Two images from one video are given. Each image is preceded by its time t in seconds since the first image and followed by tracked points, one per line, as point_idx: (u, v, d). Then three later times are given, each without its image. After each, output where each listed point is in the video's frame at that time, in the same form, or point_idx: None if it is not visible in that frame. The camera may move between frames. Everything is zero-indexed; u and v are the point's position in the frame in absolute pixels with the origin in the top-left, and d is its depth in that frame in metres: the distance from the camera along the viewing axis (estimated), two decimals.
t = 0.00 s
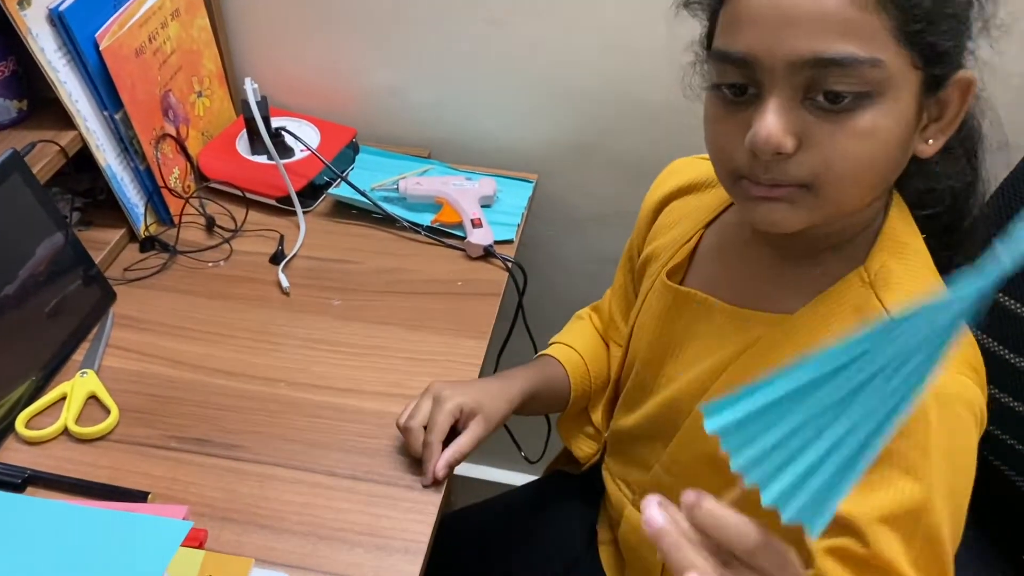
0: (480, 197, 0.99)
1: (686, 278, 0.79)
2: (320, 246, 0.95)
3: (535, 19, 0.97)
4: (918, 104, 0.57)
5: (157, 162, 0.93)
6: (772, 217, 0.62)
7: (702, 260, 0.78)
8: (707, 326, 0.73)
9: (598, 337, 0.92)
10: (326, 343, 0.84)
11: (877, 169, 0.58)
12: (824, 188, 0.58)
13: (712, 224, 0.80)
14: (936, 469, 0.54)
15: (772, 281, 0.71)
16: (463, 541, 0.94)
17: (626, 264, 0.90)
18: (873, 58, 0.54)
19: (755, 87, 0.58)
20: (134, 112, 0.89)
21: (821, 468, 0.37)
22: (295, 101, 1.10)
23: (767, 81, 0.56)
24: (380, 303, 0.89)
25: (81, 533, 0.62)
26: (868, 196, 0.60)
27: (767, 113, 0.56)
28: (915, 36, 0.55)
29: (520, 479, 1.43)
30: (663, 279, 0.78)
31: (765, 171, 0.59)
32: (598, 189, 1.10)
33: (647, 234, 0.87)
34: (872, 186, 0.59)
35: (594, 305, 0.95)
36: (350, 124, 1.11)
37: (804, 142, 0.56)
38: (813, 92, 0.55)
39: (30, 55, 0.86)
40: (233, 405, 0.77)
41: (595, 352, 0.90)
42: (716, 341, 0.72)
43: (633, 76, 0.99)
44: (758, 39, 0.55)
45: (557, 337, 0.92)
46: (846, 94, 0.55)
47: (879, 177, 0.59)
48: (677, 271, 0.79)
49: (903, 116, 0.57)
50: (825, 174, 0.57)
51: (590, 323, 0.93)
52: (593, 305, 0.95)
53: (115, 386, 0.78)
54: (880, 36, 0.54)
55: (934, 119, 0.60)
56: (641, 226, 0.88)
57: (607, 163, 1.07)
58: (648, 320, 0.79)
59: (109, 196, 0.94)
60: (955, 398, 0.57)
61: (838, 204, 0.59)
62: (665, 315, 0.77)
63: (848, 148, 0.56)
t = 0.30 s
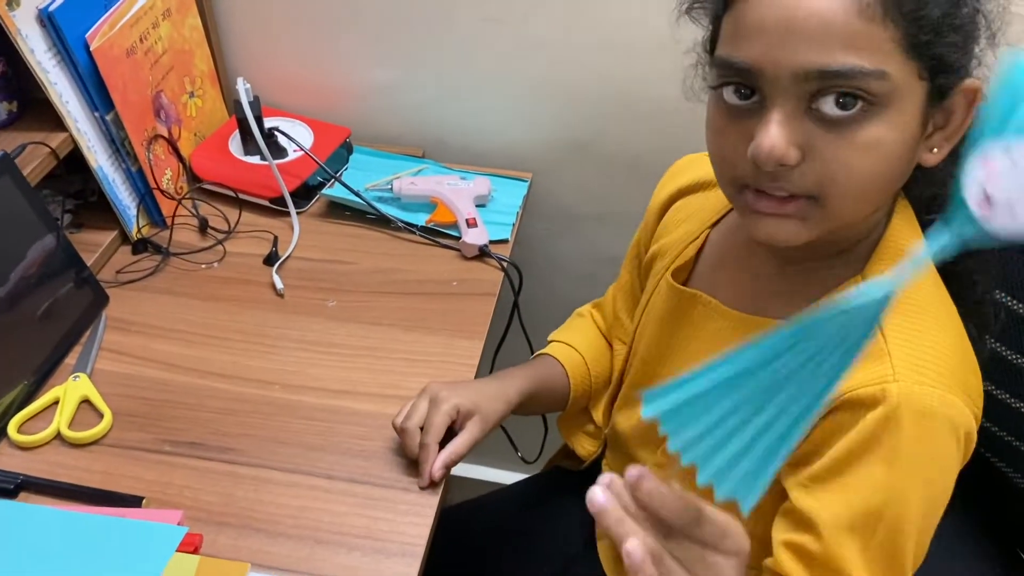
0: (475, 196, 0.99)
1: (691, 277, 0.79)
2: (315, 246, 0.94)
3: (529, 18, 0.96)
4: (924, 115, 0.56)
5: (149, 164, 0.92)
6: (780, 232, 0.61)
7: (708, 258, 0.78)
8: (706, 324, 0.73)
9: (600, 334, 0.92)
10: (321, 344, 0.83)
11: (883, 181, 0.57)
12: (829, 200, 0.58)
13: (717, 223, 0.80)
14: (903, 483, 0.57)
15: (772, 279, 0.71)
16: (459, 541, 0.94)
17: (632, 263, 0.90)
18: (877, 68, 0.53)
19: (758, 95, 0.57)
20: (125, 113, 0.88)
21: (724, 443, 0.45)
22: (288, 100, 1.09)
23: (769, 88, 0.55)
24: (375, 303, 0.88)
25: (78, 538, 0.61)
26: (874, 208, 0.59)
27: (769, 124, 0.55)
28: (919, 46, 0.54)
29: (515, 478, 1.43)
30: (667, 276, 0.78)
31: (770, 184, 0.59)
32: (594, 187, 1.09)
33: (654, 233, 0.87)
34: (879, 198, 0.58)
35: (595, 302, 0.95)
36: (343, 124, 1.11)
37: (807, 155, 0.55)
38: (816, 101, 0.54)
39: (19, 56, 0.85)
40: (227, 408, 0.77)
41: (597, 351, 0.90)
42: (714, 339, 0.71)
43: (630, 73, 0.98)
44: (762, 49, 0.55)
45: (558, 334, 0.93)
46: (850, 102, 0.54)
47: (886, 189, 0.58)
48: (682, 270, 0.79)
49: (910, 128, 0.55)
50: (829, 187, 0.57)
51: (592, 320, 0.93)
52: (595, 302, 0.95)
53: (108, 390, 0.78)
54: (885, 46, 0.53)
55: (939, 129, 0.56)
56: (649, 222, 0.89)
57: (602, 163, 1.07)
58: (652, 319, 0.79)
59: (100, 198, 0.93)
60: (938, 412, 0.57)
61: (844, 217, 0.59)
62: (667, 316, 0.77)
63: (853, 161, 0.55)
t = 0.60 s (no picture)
0: (458, 220, 1.00)
1: (676, 313, 0.81)
2: (300, 270, 0.96)
3: (508, 45, 0.99)
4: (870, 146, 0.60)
5: (136, 190, 0.93)
6: (737, 260, 0.63)
7: (691, 294, 0.80)
8: (694, 357, 0.75)
9: (588, 372, 0.93)
10: (306, 368, 0.85)
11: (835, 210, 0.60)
12: (786, 229, 0.61)
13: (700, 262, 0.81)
14: (915, 486, 0.57)
15: (749, 303, 0.73)
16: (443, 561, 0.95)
17: (619, 301, 0.90)
18: (819, 102, 0.57)
19: (711, 130, 0.60)
20: (112, 141, 0.89)
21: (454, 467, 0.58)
22: (274, 125, 1.11)
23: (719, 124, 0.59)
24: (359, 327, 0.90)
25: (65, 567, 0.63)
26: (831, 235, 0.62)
27: (722, 157, 0.59)
28: (863, 81, 0.59)
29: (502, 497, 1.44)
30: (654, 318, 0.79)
31: (727, 215, 0.61)
32: (577, 209, 1.11)
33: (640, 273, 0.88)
34: (834, 227, 0.61)
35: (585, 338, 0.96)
36: (329, 148, 1.12)
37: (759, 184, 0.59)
38: (763, 136, 0.58)
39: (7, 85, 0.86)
40: (212, 432, 0.78)
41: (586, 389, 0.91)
42: (704, 374, 0.74)
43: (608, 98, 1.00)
44: (712, 88, 0.58)
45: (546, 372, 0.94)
46: (795, 135, 0.58)
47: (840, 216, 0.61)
48: (665, 311, 0.81)
49: (857, 158, 0.60)
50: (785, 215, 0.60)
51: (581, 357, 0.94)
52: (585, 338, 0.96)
53: (94, 415, 0.79)
54: (828, 80, 0.57)
55: (892, 161, 0.63)
56: (635, 263, 0.90)
57: (584, 186, 1.08)
58: (639, 361, 0.80)
59: (88, 223, 0.95)
60: (931, 417, 0.59)
61: (801, 244, 0.62)
62: (655, 354, 0.78)
63: (804, 189, 0.59)
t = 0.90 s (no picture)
0: (451, 265, 1.02)
1: (659, 364, 0.83)
2: (295, 314, 0.97)
3: (503, 97, 1.02)
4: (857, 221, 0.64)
5: (136, 234, 0.95)
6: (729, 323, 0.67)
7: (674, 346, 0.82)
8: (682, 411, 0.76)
9: (572, 417, 0.94)
10: (298, 413, 0.86)
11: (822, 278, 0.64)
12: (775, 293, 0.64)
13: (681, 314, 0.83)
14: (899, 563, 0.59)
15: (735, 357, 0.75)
16: None
17: (602, 347, 0.93)
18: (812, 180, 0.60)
19: (705, 200, 0.63)
20: (114, 186, 0.91)
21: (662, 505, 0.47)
22: (274, 169, 1.13)
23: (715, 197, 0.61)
24: (352, 371, 0.91)
25: None
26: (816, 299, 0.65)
27: (716, 228, 0.58)
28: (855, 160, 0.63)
29: (491, 538, 1.44)
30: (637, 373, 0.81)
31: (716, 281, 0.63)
32: (569, 255, 1.13)
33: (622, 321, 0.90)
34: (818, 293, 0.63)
35: (569, 381, 0.97)
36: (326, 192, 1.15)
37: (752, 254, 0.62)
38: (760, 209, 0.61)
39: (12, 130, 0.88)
40: (204, 476, 0.79)
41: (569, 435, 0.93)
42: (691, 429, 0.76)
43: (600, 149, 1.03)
44: (705, 162, 0.62)
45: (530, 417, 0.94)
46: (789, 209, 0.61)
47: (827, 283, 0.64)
48: (646, 362, 0.83)
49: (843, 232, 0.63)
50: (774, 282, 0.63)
51: (564, 402, 0.95)
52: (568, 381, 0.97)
53: (89, 457, 0.80)
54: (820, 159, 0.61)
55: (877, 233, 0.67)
56: (613, 310, 0.92)
57: (576, 233, 1.11)
58: (625, 412, 0.82)
59: (87, 264, 0.97)
60: (915, 491, 0.61)
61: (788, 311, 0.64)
62: (640, 404, 0.80)
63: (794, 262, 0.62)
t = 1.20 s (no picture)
0: (478, 275, 1.01)
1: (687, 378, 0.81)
2: (321, 318, 0.97)
3: (537, 106, 1.01)
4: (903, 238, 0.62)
5: (164, 233, 0.95)
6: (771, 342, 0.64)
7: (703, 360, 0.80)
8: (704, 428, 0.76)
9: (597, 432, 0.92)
10: (321, 419, 0.85)
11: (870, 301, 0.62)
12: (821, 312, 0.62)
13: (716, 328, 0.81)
14: None
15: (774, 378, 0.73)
16: None
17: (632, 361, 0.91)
18: (869, 198, 0.59)
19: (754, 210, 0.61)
20: (145, 184, 0.91)
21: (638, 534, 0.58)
22: (303, 172, 1.13)
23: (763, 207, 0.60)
24: (376, 378, 0.90)
25: None
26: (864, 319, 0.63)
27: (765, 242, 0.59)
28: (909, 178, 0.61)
29: (508, 553, 1.42)
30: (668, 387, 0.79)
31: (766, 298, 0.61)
32: (598, 269, 1.12)
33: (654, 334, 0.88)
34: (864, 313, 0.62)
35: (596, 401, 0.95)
36: (354, 197, 1.14)
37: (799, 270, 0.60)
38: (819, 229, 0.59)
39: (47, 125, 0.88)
40: (226, 479, 0.78)
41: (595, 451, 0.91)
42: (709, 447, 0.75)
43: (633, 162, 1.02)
44: (758, 170, 0.59)
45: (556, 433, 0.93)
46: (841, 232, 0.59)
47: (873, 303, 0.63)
48: (678, 372, 0.81)
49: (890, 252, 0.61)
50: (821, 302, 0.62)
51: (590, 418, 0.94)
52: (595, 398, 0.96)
53: (110, 457, 0.79)
54: (875, 176, 0.59)
55: (922, 251, 0.65)
56: (646, 326, 0.90)
57: (605, 247, 1.10)
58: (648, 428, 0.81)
59: (114, 262, 0.96)
60: (923, 528, 0.60)
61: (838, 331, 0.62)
62: (664, 416, 0.79)
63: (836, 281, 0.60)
